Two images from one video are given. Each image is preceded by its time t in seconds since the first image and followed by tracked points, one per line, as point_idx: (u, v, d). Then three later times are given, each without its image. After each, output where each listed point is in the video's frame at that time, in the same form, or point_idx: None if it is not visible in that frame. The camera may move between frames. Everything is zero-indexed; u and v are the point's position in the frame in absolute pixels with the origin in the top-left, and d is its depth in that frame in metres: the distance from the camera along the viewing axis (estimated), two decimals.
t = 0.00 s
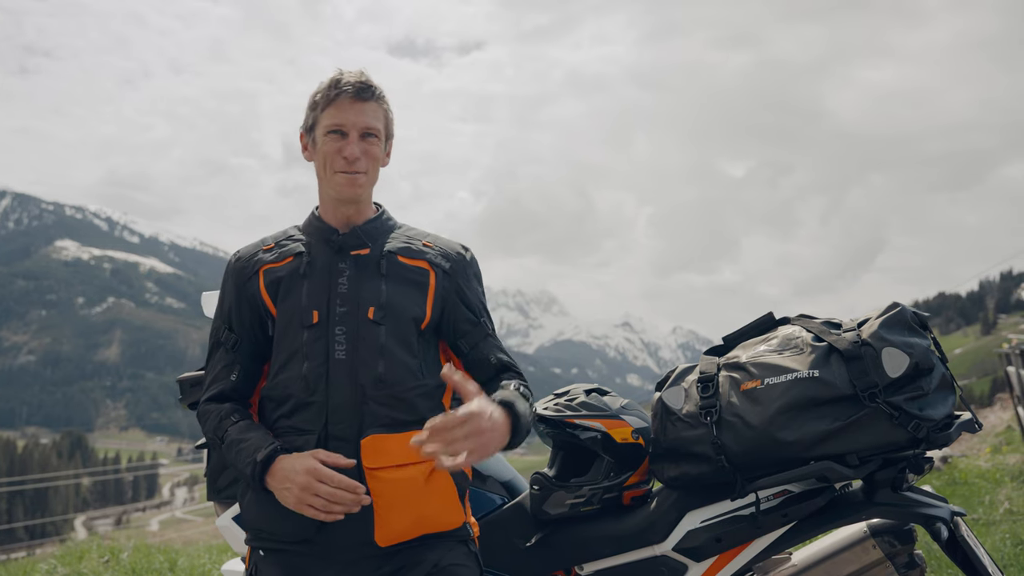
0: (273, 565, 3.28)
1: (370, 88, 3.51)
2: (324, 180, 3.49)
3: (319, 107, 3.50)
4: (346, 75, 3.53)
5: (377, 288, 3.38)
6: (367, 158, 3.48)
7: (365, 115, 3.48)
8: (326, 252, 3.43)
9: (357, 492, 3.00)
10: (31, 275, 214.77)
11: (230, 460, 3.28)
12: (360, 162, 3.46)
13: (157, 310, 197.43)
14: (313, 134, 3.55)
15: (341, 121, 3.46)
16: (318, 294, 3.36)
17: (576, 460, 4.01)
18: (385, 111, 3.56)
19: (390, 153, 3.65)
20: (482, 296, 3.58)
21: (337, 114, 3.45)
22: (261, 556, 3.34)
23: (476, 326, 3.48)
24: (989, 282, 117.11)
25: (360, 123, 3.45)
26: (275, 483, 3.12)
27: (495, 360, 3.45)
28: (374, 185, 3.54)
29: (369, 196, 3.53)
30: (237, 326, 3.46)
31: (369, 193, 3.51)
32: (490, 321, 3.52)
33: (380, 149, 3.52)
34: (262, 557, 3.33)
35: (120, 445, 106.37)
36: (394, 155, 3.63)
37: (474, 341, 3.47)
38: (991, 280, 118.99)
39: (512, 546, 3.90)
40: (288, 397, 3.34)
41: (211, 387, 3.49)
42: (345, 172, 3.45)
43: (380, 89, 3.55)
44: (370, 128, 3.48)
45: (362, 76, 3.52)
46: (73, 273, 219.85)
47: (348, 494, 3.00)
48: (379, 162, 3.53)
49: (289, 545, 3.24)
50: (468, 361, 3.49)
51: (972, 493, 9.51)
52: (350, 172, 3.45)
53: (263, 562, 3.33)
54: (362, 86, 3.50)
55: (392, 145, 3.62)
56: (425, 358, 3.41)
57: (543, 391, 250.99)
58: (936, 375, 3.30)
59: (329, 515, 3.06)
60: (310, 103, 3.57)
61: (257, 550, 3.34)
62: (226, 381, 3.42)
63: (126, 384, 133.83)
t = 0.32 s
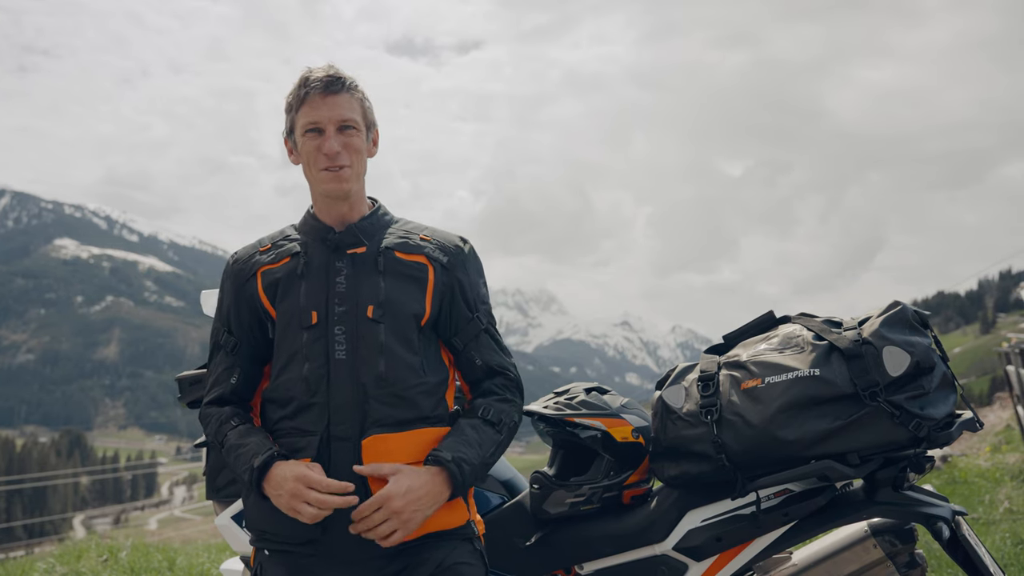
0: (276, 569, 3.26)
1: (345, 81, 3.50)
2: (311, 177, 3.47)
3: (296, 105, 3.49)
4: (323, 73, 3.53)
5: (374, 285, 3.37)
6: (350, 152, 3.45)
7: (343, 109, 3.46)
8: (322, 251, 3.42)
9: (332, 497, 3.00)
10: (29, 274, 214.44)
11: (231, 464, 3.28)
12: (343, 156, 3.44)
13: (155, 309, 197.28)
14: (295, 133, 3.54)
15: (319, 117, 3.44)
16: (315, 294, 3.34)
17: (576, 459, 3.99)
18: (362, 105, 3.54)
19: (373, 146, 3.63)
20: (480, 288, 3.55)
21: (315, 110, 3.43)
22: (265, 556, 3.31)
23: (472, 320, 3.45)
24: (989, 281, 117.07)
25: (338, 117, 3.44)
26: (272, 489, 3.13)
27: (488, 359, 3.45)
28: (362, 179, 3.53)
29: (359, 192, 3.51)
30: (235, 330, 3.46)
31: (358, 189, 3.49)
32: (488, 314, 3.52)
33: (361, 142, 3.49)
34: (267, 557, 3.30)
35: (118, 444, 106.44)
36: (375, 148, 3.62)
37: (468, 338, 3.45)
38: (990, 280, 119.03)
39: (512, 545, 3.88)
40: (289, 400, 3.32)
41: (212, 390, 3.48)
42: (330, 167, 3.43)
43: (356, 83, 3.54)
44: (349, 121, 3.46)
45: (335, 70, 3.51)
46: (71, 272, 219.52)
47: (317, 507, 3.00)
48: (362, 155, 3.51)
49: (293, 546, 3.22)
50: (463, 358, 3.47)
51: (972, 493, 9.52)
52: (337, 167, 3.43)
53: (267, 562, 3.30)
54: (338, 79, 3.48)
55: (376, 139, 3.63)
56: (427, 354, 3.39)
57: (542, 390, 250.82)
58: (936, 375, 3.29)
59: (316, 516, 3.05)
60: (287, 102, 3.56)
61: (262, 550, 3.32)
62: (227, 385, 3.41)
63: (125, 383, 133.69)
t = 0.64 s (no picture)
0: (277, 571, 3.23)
1: (348, 79, 3.48)
2: (313, 177, 3.46)
3: (299, 104, 3.48)
4: (326, 71, 3.52)
5: (378, 284, 3.36)
6: (353, 151, 3.44)
7: (348, 107, 3.45)
8: (326, 250, 3.41)
9: (324, 506, 2.98)
10: (29, 273, 214.24)
11: (231, 464, 3.25)
12: (347, 156, 3.43)
13: (155, 309, 197.28)
14: (297, 130, 3.52)
15: (323, 116, 3.43)
16: (319, 293, 3.33)
17: (575, 459, 3.99)
18: (366, 104, 3.54)
19: (376, 146, 3.63)
20: (482, 290, 3.55)
21: (318, 109, 3.42)
22: (265, 557, 3.30)
23: (472, 322, 3.46)
24: (988, 282, 117.00)
25: (342, 116, 3.42)
26: (278, 486, 3.12)
27: (489, 360, 3.45)
28: (366, 178, 3.53)
29: (361, 192, 3.50)
30: (235, 327, 3.43)
31: (361, 189, 3.48)
32: (487, 315, 3.52)
33: (365, 141, 3.48)
34: (267, 558, 3.29)
35: (118, 444, 106.37)
36: (380, 146, 3.61)
37: (468, 339, 3.45)
38: (989, 280, 118.98)
39: (512, 545, 3.87)
40: (291, 399, 3.31)
41: (207, 389, 3.46)
42: (333, 167, 3.42)
43: (359, 81, 3.52)
44: (353, 120, 3.45)
45: (339, 69, 3.50)
46: (70, 272, 219.33)
47: (320, 508, 2.97)
48: (366, 154, 3.50)
49: (295, 547, 3.21)
50: (461, 359, 3.47)
51: (971, 493, 9.52)
52: (339, 168, 3.43)
53: (268, 563, 3.28)
54: (341, 78, 3.47)
55: (379, 136, 3.61)
56: (429, 354, 3.38)
57: (541, 391, 250.69)
58: (937, 374, 3.28)
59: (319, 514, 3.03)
60: (291, 100, 3.55)
61: (262, 552, 3.31)
62: (231, 382, 3.41)
63: (125, 383, 133.61)
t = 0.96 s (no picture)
0: (272, 567, 3.24)
1: (339, 84, 3.47)
2: (311, 181, 3.45)
3: (295, 110, 3.50)
4: (325, 76, 3.53)
5: (379, 285, 3.36)
6: (347, 155, 3.43)
7: (339, 113, 3.43)
8: (328, 250, 3.42)
9: (313, 499, 2.98)
10: (28, 273, 214.19)
11: (227, 458, 3.26)
12: (341, 161, 3.42)
13: (154, 308, 197.30)
14: (295, 135, 3.53)
15: (315, 122, 3.43)
16: (319, 293, 3.34)
17: (573, 459, 3.99)
18: (360, 108, 3.51)
19: (375, 151, 3.62)
20: (486, 294, 3.54)
21: (311, 116, 3.42)
22: (259, 557, 3.30)
23: (472, 327, 3.45)
24: (987, 283, 117.00)
25: (333, 121, 3.41)
26: (267, 480, 3.12)
27: (489, 367, 3.46)
28: (368, 183, 3.54)
29: (361, 195, 3.50)
30: (237, 324, 3.45)
31: (358, 193, 3.48)
32: (488, 319, 3.50)
33: (360, 145, 3.47)
34: (261, 559, 3.28)
35: (116, 444, 106.40)
36: (376, 152, 3.61)
37: (468, 343, 3.45)
38: (989, 281, 118.89)
39: (509, 545, 3.88)
40: (288, 398, 3.32)
41: (207, 384, 3.48)
42: (328, 172, 3.42)
43: (355, 86, 3.51)
44: (344, 125, 3.43)
45: (330, 76, 3.49)
46: (70, 272, 219.25)
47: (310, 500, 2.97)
48: (362, 158, 3.49)
49: (287, 545, 3.21)
50: (462, 363, 3.47)
51: (970, 493, 9.55)
52: (337, 172, 3.42)
53: (262, 563, 3.28)
54: (332, 84, 3.45)
55: (380, 138, 3.60)
56: (427, 356, 3.37)
57: (540, 391, 250.54)
58: (934, 376, 3.29)
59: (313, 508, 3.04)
60: (287, 108, 3.57)
61: (256, 550, 3.31)
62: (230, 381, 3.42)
63: (123, 382, 133.59)
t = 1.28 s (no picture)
0: (281, 563, 3.25)
1: (298, 92, 3.40)
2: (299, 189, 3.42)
3: (275, 119, 3.45)
4: (306, 81, 3.47)
5: (377, 283, 3.32)
6: (317, 159, 3.36)
7: (301, 118, 3.35)
8: (329, 250, 3.41)
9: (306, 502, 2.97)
10: (27, 272, 214.23)
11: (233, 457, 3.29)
12: (313, 166, 3.37)
13: (154, 308, 197.46)
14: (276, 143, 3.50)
15: (284, 133, 3.38)
16: (320, 293, 3.34)
17: (573, 459, 3.99)
18: (326, 108, 3.38)
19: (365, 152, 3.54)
20: (493, 286, 3.46)
21: (280, 127, 3.39)
22: (266, 555, 3.31)
23: (480, 321, 3.36)
24: (987, 284, 117.02)
25: (300, 126, 3.33)
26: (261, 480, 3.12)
27: (495, 363, 3.36)
28: (366, 183, 3.49)
29: (347, 196, 3.42)
30: (253, 328, 3.53)
31: (348, 195, 3.42)
32: (499, 315, 3.42)
33: (329, 145, 3.36)
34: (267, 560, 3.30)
35: (116, 444, 106.42)
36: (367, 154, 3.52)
37: (475, 340, 3.36)
38: (989, 281, 118.90)
39: (510, 545, 3.88)
40: (294, 398, 3.32)
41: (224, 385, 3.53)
42: (306, 180, 3.37)
43: (333, 88, 3.44)
44: (308, 130, 3.34)
45: (295, 84, 3.43)
46: (69, 272, 219.27)
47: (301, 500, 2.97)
48: (338, 158, 3.38)
49: (291, 543, 3.21)
50: (470, 358, 3.40)
51: (969, 494, 9.57)
52: (311, 177, 3.37)
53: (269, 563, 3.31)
54: (290, 93, 3.39)
55: (368, 132, 3.48)
56: (430, 354, 3.32)
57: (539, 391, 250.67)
58: (935, 376, 3.30)
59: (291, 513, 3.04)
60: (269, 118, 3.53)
61: (264, 547, 3.33)
62: (242, 386, 3.46)
63: (123, 382, 133.64)
